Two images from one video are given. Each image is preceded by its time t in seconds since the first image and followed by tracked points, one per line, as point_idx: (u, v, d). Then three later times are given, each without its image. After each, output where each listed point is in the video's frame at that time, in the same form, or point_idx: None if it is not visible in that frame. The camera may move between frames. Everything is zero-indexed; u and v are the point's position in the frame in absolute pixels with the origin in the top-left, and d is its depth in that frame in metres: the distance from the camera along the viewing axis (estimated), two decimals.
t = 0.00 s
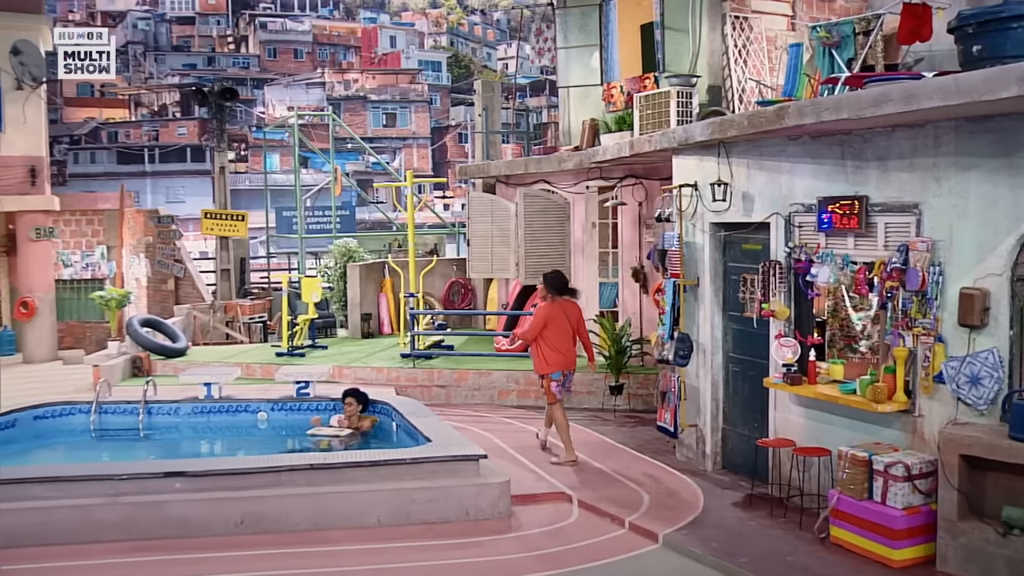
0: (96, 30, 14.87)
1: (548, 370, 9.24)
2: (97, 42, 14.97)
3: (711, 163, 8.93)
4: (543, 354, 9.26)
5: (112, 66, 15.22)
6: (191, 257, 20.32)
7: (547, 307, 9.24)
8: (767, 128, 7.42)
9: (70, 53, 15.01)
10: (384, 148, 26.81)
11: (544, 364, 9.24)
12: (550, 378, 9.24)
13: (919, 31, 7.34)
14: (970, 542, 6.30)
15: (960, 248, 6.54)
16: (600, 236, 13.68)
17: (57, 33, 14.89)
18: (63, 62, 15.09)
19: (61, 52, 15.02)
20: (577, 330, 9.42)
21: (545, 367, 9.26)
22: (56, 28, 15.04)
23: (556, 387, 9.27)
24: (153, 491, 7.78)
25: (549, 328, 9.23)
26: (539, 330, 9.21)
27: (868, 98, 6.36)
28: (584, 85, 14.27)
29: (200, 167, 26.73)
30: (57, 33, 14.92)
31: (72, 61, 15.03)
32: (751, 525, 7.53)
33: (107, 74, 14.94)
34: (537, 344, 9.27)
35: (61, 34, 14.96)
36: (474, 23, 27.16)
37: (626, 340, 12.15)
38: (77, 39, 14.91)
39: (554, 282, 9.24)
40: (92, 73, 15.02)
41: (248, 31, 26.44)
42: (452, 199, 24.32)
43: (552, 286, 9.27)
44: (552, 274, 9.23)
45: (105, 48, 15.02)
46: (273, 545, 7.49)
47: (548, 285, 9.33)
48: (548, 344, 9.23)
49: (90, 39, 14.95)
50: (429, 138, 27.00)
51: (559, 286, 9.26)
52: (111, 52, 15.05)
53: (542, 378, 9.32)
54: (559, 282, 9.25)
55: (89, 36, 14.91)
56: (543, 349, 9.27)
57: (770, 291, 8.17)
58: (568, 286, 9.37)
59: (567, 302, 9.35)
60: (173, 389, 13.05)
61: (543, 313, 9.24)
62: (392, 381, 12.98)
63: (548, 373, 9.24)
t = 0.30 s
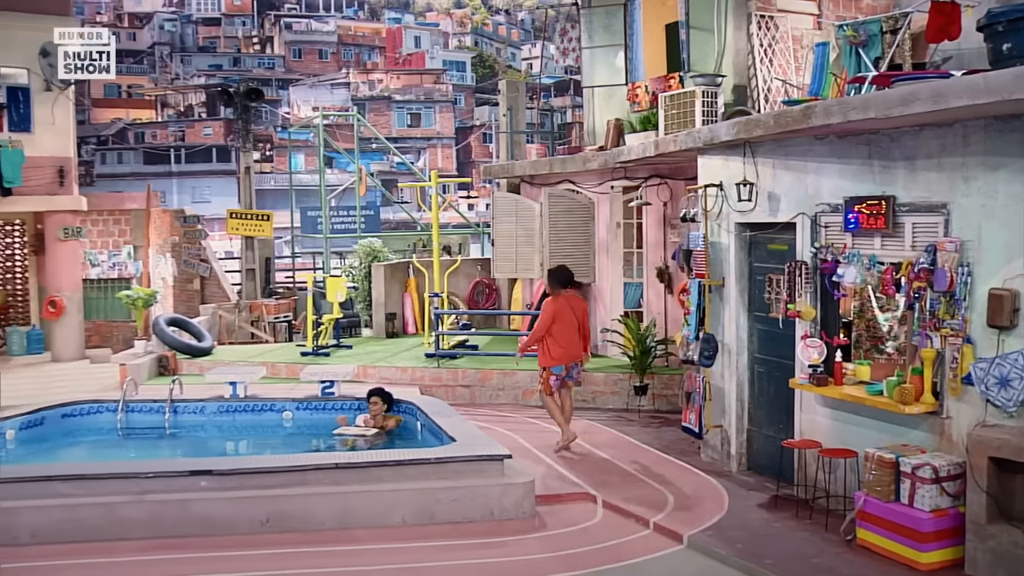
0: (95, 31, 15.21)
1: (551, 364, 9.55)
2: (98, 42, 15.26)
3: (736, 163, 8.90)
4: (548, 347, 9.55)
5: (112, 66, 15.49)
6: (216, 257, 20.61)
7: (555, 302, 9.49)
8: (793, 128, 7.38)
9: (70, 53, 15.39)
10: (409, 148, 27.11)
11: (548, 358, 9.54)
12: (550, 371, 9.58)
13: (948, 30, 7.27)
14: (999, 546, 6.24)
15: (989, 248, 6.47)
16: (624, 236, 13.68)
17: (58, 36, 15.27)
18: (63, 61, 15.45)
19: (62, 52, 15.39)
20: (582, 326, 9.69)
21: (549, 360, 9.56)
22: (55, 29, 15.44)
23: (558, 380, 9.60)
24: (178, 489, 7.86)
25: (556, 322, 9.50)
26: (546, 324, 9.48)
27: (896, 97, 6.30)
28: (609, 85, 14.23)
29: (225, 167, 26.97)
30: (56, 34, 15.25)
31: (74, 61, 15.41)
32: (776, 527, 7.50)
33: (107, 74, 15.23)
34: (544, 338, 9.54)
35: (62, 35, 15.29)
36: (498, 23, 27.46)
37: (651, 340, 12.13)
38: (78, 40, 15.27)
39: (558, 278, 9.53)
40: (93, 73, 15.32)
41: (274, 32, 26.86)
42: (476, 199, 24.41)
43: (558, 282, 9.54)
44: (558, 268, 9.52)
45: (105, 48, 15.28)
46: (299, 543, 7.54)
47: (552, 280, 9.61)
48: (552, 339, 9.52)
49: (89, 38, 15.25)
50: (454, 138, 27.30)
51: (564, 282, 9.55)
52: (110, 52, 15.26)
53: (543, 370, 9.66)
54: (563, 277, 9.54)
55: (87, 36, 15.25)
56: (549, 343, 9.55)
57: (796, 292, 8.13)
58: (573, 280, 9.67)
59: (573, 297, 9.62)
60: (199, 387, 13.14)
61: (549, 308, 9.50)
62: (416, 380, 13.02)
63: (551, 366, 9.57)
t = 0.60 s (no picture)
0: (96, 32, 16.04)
1: (554, 362, 9.82)
2: (97, 42, 16.08)
3: (763, 163, 8.85)
4: (552, 346, 9.78)
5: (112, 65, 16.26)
6: (242, 257, 20.99)
7: (562, 304, 9.66)
8: (821, 127, 7.34)
9: (70, 53, 16.09)
10: (435, 148, 27.47)
11: (553, 356, 9.80)
12: (552, 369, 9.84)
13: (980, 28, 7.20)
14: None
15: (1020, 249, 6.40)
16: (650, 236, 13.71)
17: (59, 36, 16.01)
18: (63, 62, 16.18)
19: (62, 52, 16.09)
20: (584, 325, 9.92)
21: (552, 358, 9.81)
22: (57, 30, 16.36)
23: (560, 377, 9.87)
24: (206, 487, 7.93)
25: (563, 322, 9.72)
26: (555, 325, 9.68)
27: (925, 96, 6.25)
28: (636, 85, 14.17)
29: (252, 167, 27.21)
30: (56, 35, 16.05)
31: (74, 60, 16.09)
32: (803, 528, 7.46)
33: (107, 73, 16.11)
34: (550, 338, 9.75)
35: (63, 36, 16.05)
36: (523, 23, 27.56)
37: (677, 341, 12.10)
38: (78, 41, 16.06)
39: (564, 279, 9.63)
40: (94, 72, 16.10)
41: (300, 32, 27.36)
42: (501, 199, 24.46)
43: (563, 283, 9.65)
44: (561, 271, 9.61)
45: (104, 48, 16.10)
46: (325, 542, 7.58)
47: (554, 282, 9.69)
48: (557, 338, 9.76)
49: (88, 39, 16.09)
50: (479, 138, 27.65)
51: (569, 283, 9.69)
52: (109, 52, 16.13)
53: (543, 367, 9.90)
54: (568, 279, 9.66)
55: (88, 37, 16.10)
56: (554, 342, 9.78)
57: (823, 292, 8.09)
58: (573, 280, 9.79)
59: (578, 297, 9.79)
60: (226, 386, 13.24)
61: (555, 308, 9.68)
62: (441, 380, 13.05)
63: (553, 364, 9.82)
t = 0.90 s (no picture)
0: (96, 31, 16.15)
1: (559, 355, 10.02)
2: (97, 42, 16.06)
3: (792, 162, 8.81)
4: (556, 340, 9.96)
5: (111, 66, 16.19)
6: (270, 255, 20.77)
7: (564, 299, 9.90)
8: (850, 127, 7.29)
9: (69, 53, 15.98)
10: (462, 148, 27.67)
11: (559, 350, 9.98)
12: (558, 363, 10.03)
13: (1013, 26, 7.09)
14: None
15: None
16: (678, 236, 13.65)
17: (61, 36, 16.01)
18: (63, 61, 15.99)
19: (61, 51, 15.96)
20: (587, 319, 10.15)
21: (558, 352, 10.00)
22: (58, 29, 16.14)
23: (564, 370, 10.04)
24: (234, 486, 8.01)
25: (565, 317, 9.94)
26: (557, 320, 9.89)
27: (957, 95, 6.19)
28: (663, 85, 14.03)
29: (280, 167, 27.26)
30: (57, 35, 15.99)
31: (72, 59, 15.94)
32: (831, 530, 7.42)
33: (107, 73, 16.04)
34: (554, 332, 9.96)
35: (64, 36, 16.05)
36: (550, 23, 27.88)
37: (704, 341, 12.06)
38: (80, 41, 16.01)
39: (567, 274, 9.92)
40: (92, 72, 16.02)
41: (327, 33, 27.50)
42: (528, 199, 24.46)
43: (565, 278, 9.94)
44: (564, 266, 9.91)
45: (105, 48, 16.03)
46: (352, 541, 7.61)
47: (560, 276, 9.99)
48: (559, 333, 9.95)
49: (89, 39, 16.08)
50: (506, 138, 27.82)
51: (572, 278, 9.98)
52: (110, 53, 16.04)
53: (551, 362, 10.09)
54: (572, 274, 9.98)
55: (88, 37, 16.06)
56: (559, 337, 9.97)
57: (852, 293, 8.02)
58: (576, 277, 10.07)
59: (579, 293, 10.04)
60: (254, 385, 13.33)
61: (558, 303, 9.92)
62: (468, 380, 13.07)
63: (560, 358, 10.01)
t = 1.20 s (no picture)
0: (97, 32, 17.08)
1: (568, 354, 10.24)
2: (97, 41, 17.17)
3: (822, 162, 8.75)
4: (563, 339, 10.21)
5: (111, 66, 17.40)
6: (299, 256, 21.09)
7: (570, 298, 10.12)
8: (882, 126, 7.23)
9: (70, 53, 16.96)
10: (490, 148, 27.60)
11: (568, 349, 10.20)
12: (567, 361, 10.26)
13: None
14: None
15: None
16: (706, 236, 13.60)
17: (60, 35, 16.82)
18: (63, 61, 16.94)
19: (62, 51, 16.89)
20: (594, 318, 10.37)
21: (569, 351, 10.22)
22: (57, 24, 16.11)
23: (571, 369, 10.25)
24: (264, 484, 8.08)
25: (572, 316, 10.17)
26: (562, 320, 10.14)
27: (992, 93, 6.12)
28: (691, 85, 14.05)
29: (308, 168, 27.34)
30: (58, 35, 16.76)
31: (74, 60, 17.00)
32: (862, 533, 7.36)
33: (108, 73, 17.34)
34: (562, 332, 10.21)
35: (64, 35, 16.84)
36: (578, 23, 28.21)
37: (734, 341, 12.02)
38: (79, 41, 16.97)
39: (574, 275, 10.16)
40: (93, 71, 17.21)
41: (356, 33, 27.74)
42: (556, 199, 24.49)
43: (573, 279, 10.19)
44: (571, 268, 10.15)
45: (105, 48, 17.27)
46: (381, 540, 7.65)
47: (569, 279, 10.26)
48: (566, 332, 10.20)
49: (87, 38, 17.08)
50: (535, 138, 27.88)
51: (579, 280, 10.23)
52: (111, 53, 17.34)
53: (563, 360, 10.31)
54: (578, 276, 10.22)
55: (88, 37, 17.06)
56: (568, 335, 10.21)
57: (883, 294, 7.96)
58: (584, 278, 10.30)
59: (587, 294, 10.25)
60: (283, 384, 13.42)
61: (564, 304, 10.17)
62: (496, 380, 13.08)
63: (572, 356, 10.23)
